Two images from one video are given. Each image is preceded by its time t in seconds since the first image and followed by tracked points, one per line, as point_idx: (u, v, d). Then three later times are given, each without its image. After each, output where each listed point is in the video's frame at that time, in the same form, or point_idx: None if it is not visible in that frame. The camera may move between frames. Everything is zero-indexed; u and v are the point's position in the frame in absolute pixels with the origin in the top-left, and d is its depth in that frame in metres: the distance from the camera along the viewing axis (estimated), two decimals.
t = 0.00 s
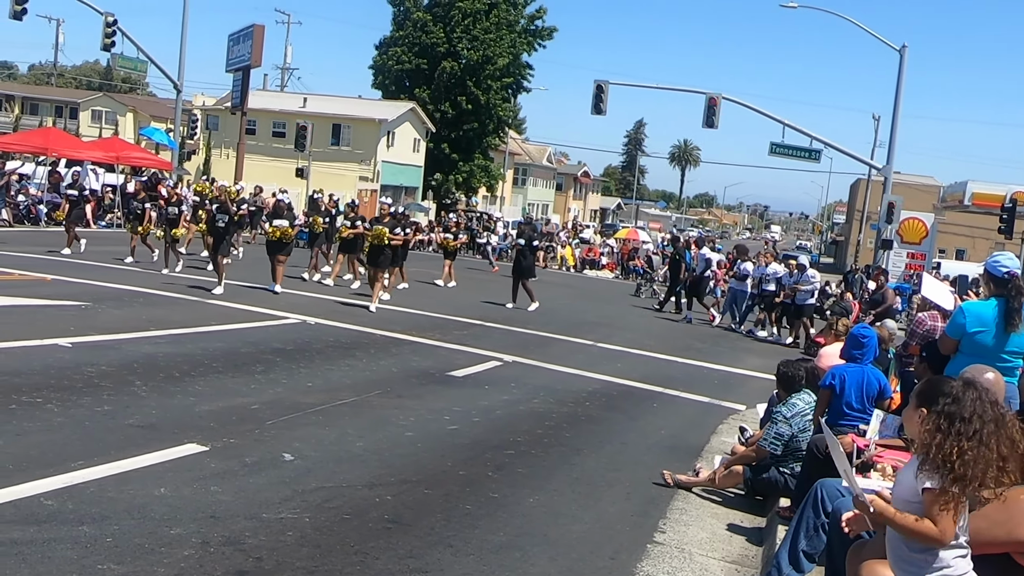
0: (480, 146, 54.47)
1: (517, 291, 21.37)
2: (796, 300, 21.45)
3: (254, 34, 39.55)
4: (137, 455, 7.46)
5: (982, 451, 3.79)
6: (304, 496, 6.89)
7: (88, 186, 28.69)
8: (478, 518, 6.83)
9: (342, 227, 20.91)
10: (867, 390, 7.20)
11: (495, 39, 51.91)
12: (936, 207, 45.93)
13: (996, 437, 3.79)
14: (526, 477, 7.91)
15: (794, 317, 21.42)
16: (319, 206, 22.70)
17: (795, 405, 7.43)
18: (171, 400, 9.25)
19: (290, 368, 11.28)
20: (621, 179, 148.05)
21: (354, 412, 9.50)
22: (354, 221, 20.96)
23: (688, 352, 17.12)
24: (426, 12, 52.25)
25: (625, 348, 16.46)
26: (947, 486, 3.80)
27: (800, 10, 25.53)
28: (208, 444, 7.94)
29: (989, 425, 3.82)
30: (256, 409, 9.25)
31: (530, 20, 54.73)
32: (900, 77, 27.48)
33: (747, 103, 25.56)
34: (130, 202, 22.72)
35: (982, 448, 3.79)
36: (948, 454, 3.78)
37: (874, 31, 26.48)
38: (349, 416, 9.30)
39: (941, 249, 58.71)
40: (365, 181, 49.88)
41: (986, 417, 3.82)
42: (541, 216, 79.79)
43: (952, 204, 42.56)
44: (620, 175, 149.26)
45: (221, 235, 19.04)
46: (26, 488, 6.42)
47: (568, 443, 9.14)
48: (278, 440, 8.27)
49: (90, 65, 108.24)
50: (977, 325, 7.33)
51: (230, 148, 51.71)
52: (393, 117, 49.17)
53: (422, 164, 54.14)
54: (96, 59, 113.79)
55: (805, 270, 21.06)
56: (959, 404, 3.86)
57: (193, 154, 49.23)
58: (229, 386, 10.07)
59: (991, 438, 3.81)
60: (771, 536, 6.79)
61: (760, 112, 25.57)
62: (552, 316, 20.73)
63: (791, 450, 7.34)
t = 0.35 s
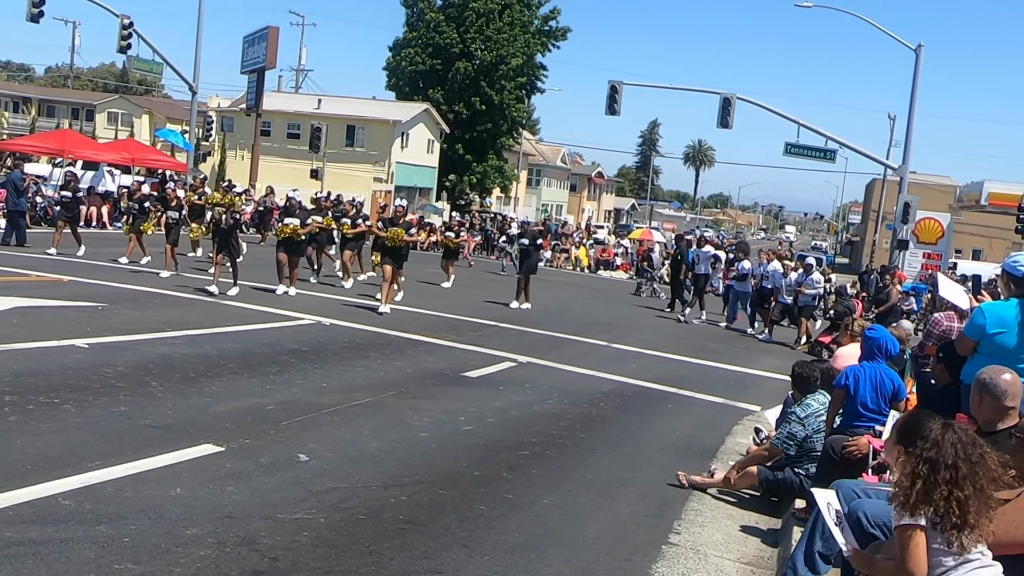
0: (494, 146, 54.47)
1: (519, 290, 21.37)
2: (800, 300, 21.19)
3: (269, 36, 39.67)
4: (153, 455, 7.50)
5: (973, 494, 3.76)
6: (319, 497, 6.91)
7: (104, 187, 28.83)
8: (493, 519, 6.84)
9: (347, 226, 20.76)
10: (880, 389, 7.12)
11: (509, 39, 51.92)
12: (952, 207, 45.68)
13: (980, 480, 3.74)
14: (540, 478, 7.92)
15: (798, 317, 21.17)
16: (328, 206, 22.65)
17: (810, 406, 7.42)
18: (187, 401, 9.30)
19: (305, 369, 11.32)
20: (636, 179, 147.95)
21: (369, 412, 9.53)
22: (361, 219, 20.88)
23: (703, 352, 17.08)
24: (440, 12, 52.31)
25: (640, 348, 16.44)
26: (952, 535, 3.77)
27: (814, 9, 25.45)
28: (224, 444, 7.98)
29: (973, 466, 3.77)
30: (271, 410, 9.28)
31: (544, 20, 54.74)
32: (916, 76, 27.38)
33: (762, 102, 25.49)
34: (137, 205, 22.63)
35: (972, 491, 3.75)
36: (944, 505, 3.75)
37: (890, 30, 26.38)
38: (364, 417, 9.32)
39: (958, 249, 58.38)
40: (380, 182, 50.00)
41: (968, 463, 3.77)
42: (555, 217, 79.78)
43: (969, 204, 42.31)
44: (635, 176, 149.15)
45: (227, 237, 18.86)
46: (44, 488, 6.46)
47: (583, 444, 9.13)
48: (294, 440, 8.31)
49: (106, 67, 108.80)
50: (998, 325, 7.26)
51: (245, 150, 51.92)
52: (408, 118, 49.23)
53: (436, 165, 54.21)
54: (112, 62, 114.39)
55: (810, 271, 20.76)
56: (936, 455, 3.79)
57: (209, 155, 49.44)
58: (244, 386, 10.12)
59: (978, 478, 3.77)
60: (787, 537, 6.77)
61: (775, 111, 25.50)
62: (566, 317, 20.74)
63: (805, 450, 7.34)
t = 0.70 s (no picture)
0: (499, 150, 54.49)
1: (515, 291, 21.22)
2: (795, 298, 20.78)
3: (274, 40, 39.73)
4: (159, 459, 7.51)
5: (936, 566, 3.31)
6: (325, 501, 6.92)
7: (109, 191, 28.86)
8: (499, 522, 6.84)
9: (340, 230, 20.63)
10: (887, 393, 7.11)
11: (514, 42, 51.97)
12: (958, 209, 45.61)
13: (941, 548, 3.31)
14: (546, 481, 7.91)
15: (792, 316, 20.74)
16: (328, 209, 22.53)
17: (816, 409, 7.41)
18: (194, 404, 9.31)
19: (311, 372, 11.34)
20: (641, 182, 148.08)
21: (375, 416, 9.53)
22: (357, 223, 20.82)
23: (709, 356, 17.05)
24: (444, 15, 52.44)
25: (646, 352, 16.43)
26: None
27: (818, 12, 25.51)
28: (230, 448, 7.99)
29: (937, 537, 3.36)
30: (277, 413, 9.30)
31: (549, 23, 54.78)
32: (921, 79, 27.35)
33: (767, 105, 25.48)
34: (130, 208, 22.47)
35: (931, 560, 3.32)
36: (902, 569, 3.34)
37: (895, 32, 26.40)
38: (370, 421, 9.33)
39: (964, 252, 58.36)
40: (385, 185, 50.03)
41: (922, 522, 3.41)
42: (560, 220, 79.84)
43: (974, 206, 42.25)
44: (640, 179, 149.21)
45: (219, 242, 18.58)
46: (51, 492, 6.47)
47: (589, 447, 9.14)
48: (301, 444, 8.31)
49: (111, 71, 108.86)
50: (1009, 329, 7.25)
51: (251, 154, 51.98)
52: (413, 122, 49.27)
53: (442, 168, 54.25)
54: (118, 67, 114.54)
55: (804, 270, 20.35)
56: (895, 515, 3.52)
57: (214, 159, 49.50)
58: (250, 390, 10.12)
59: (942, 548, 3.33)
60: (793, 541, 6.76)
61: (780, 114, 25.50)
62: (571, 320, 20.71)
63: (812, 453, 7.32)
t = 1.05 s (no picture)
0: (502, 155, 54.57)
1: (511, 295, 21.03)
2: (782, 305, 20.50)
3: (277, 44, 39.78)
4: (160, 463, 7.50)
5: None
6: (328, 505, 6.92)
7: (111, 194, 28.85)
8: (501, 528, 6.83)
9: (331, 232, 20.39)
10: (890, 400, 7.13)
11: (517, 47, 52.06)
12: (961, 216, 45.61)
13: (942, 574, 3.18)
14: (548, 487, 7.91)
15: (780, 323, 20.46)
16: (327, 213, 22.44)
17: (819, 416, 7.41)
18: (196, 408, 9.31)
19: (313, 377, 11.35)
20: (643, 188, 148.31)
21: (378, 420, 9.54)
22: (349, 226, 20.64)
23: (710, 362, 17.04)
24: (447, 20, 52.64)
25: (648, 358, 16.42)
26: None
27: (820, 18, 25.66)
28: (233, 452, 7.99)
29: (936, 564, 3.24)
30: (279, 417, 9.31)
31: (551, 29, 54.87)
32: (924, 86, 27.38)
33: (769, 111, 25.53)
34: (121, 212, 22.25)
35: None
36: None
37: (897, 39, 26.47)
38: (373, 425, 9.34)
39: (966, 259, 58.33)
40: (387, 190, 50.02)
41: (920, 552, 3.30)
42: (562, 226, 79.89)
43: (977, 213, 42.28)
44: (642, 185, 149.41)
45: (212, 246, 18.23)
46: (52, 496, 6.47)
47: (591, 453, 9.14)
48: (303, 449, 8.31)
49: (115, 75, 109.16)
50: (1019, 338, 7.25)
51: (252, 158, 51.97)
52: (415, 126, 49.34)
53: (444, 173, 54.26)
54: (121, 71, 114.85)
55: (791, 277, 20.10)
56: (890, 547, 3.40)
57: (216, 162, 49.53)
58: (253, 394, 10.13)
59: None
60: (795, 547, 6.76)
61: (782, 120, 25.56)
62: (574, 326, 20.71)
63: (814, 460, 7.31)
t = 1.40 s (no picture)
0: (504, 157, 54.66)
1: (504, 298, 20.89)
2: (770, 307, 20.41)
3: (281, 46, 39.81)
4: (161, 463, 7.51)
5: None
6: (329, 507, 6.93)
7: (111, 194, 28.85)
8: (503, 530, 6.84)
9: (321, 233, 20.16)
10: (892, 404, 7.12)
11: (520, 50, 52.11)
12: (963, 221, 45.61)
13: None
14: (549, 490, 7.92)
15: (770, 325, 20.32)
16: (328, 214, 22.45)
17: (821, 419, 7.40)
18: (197, 409, 9.32)
19: (315, 378, 11.36)
20: (645, 191, 148.36)
21: (379, 422, 9.55)
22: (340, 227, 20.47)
23: (712, 365, 17.04)
24: (449, 23, 52.74)
25: (650, 361, 16.42)
26: None
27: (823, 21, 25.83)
28: (234, 454, 7.99)
29: None
30: (281, 418, 9.32)
31: (555, 31, 54.90)
32: (927, 90, 27.39)
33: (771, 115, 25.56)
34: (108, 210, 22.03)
35: None
36: None
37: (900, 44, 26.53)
38: (374, 427, 9.34)
39: (968, 264, 58.34)
40: (389, 192, 49.98)
41: (943, 571, 3.38)
42: (564, 229, 79.89)
43: (979, 218, 42.27)
44: (644, 189, 149.49)
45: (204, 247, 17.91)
46: (53, 496, 6.46)
47: (593, 456, 9.14)
48: (305, 450, 8.32)
49: (118, 76, 109.39)
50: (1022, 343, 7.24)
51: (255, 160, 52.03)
52: (418, 129, 49.38)
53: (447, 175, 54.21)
54: (125, 72, 115.07)
55: (781, 279, 20.04)
56: (911, 562, 3.48)
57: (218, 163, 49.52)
58: (254, 396, 10.14)
59: None
60: (796, 551, 6.76)
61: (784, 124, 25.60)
62: (576, 329, 20.71)
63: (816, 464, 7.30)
